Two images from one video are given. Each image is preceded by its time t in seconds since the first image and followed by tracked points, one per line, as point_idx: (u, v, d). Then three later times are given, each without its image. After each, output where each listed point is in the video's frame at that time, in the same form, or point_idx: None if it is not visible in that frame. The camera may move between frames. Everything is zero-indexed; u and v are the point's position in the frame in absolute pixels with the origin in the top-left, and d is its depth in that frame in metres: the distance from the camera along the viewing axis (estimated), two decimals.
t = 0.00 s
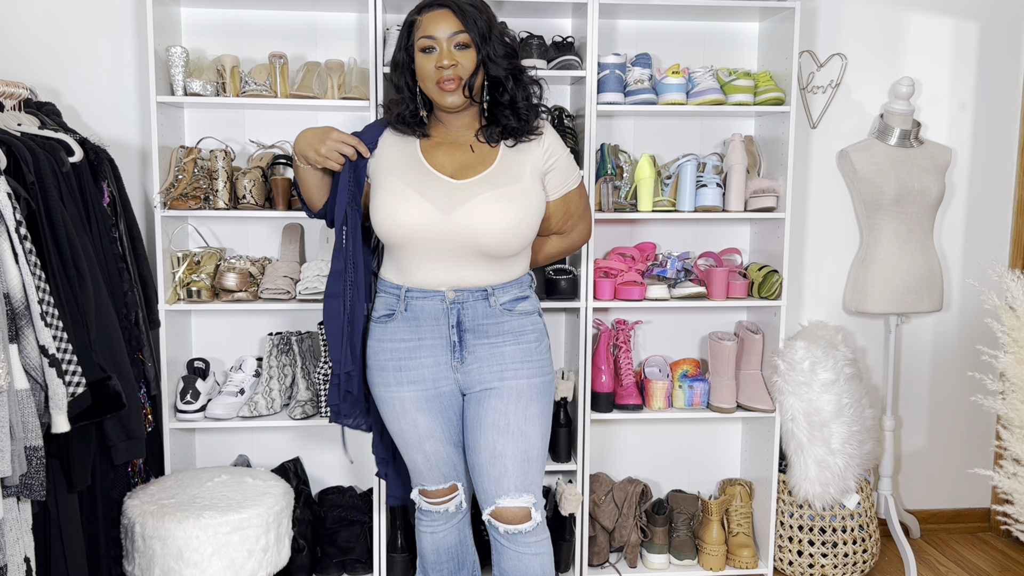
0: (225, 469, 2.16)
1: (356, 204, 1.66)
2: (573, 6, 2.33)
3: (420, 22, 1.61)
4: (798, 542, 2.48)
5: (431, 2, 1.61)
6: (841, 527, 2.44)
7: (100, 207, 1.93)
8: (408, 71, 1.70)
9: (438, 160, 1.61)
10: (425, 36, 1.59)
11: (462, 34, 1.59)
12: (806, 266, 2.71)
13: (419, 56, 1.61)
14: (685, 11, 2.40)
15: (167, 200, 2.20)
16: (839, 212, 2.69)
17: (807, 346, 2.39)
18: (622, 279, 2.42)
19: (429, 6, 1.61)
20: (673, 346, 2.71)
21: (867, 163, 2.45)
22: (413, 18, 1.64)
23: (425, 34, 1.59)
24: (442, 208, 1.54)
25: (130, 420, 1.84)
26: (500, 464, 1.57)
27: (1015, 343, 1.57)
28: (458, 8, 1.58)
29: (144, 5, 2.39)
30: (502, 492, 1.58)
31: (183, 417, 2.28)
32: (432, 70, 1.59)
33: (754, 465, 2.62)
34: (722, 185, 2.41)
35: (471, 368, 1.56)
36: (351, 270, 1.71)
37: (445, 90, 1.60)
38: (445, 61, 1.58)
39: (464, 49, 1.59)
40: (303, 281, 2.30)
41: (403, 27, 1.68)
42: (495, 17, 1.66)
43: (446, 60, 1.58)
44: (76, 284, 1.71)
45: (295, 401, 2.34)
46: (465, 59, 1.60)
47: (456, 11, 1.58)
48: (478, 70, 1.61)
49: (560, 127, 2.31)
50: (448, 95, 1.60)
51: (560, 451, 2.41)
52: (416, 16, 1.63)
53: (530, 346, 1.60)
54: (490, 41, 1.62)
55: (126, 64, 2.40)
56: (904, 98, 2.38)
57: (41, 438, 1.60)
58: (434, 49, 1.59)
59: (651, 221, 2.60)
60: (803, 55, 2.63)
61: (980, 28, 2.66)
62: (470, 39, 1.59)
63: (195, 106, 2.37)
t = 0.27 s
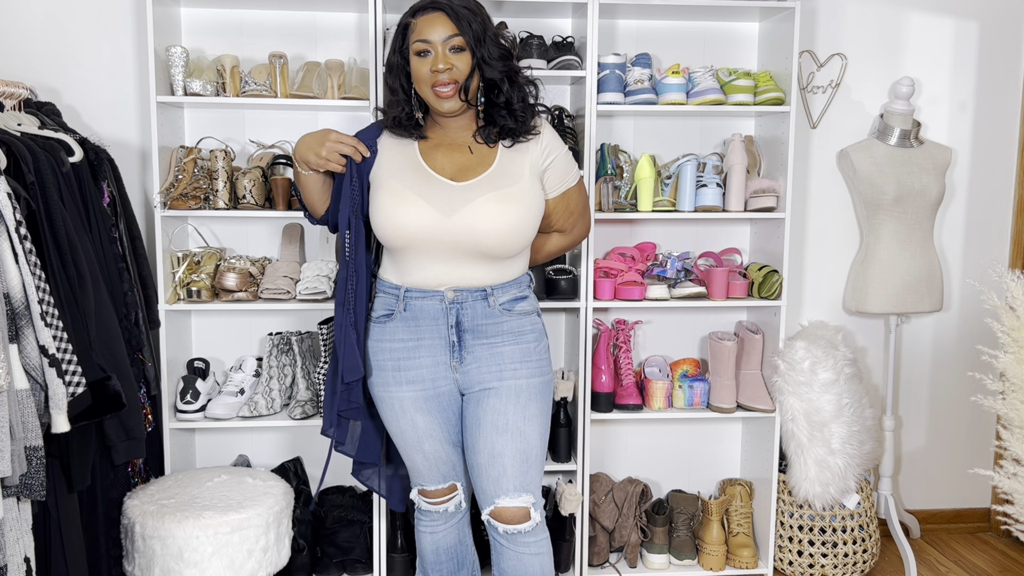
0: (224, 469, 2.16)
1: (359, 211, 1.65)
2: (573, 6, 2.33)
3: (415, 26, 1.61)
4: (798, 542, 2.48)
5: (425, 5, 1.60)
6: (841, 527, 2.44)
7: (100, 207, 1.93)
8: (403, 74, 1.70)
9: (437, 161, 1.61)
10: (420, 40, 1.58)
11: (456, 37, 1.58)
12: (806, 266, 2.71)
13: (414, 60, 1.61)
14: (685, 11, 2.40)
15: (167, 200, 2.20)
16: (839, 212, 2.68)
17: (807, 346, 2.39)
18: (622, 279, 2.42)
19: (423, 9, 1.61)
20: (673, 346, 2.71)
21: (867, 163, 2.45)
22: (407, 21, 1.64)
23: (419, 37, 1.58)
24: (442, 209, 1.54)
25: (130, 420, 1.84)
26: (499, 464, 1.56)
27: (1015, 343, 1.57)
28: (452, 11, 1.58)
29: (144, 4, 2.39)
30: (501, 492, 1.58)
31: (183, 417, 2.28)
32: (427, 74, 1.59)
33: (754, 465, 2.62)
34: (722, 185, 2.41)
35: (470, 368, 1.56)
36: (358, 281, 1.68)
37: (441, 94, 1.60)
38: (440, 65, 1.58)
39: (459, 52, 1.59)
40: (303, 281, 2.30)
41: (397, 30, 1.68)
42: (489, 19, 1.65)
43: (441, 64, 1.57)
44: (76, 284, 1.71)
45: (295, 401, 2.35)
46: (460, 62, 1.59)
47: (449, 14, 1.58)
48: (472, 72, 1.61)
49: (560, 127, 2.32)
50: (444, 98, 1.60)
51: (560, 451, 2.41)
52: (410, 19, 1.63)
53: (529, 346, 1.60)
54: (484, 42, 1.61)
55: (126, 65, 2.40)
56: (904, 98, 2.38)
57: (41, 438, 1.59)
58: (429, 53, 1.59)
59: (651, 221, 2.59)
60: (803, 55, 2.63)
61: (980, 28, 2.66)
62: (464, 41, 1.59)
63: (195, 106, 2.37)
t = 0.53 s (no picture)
0: (225, 469, 2.16)
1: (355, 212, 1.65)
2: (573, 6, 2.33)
3: (412, 24, 1.61)
4: (798, 542, 2.48)
5: (422, 4, 1.60)
6: (841, 527, 2.44)
7: (100, 207, 1.93)
8: (398, 72, 1.70)
9: (432, 162, 1.61)
10: (417, 39, 1.58)
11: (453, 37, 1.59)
12: (806, 266, 2.71)
13: (411, 58, 1.61)
14: (685, 11, 2.39)
15: (167, 200, 2.20)
16: (839, 212, 2.68)
17: (807, 346, 2.39)
18: (622, 279, 2.42)
19: (421, 8, 1.61)
20: (673, 346, 2.71)
21: (867, 163, 2.45)
22: (404, 20, 1.64)
23: (417, 36, 1.58)
24: (440, 211, 1.54)
25: (130, 420, 1.84)
26: (499, 464, 1.56)
27: (1015, 343, 1.57)
28: (450, 10, 1.58)
29: (144, 5, 2.39)
30: (501, 491, 1.58)
31: (183, 417, 2.28)
32: (424, 72, 1.59)
33: (754, 465, 2.62)
34: (722, 185, 2.41)
35: (470, 368, 1.56)
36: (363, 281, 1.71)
37: (438, 93, 1.59)
38: (437, 64, 1.57)
39: (456, 52, 1.59)
40: (303, 281, 2.30)
41: (394, 29, 1.68)
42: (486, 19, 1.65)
43: (439, 63, 1.57)
44: (76, 284, 1.71)
45: (295, 401, 2.35)
46: (458, 61, 1.59)
47: (448, 14, 1.58)
48: (469, 72, 1.61)
49: (560, 127, 2.32)
50: (441, 97, 1.60)
51: (560, 451, 2.41)
52: (407, 18, 1.63)
53: (529, 346, 1.60)
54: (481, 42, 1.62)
55: (126, 65, 2.40)
56: (904, 98, 2.38)
57: (41, 438, 1.60)
58: (426, 52, 1.59)
59: (651, 221, 2.59)
60: (803, 55, 2.63)
61: (980, 28, 2.66)
62: (462, 41, 1.59)
63: (195, 106, 2.37)
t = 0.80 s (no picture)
0: (225, 469, 2.16)
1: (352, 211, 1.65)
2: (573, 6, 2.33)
3: (413, 20, 1.61)
4: (798, 542, 2.48)
5: None
6: (841, 527, 2.44)
7: (100, 207, 1.93)
8: (396, 68, 1.69)
9: (427, 158, 1.60)
10: (418, 33, 1.59)
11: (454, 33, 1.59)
12: (806, 266, 2.71)
13: (411, 52, 1.61)
14: (685, 11, 2.40)
15: (167, 200, 2.20)
16: (839, 212, 2.68)
17: (807, 346, 2.39)
18: (622, 279, 2.41)
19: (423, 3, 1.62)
20: (673, 346, 2.71)
21: (867, 163, 2.45)
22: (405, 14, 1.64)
23: (417, 32, 1.59)
24: (436, 206, 1.53)
25: (130, 420, 1.84)
26: (498, 464, 1.56)
27: (1015, 343, 1.57)
28: (452, 7, 1.59)
29: (144, 5, 2.39)
30: (499, 492, 1.58)
31: (183, 417, 2.28)
32: (423, 67, 1.59)
33: (754, 465, 2.62)
34: (722, 185, 2.41)
35: (468, 369, 1.57)
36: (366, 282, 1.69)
37: (435, 88, 1.59)
38: (437, 59, 1.58)
39: (456, 48, 1.59)
40: (303, 281, 2.30)
41: (393, 24, 1.68)
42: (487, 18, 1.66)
43: (438, 59, 1.58)
44: (76, 284, 1.71)
45: (295, 401, 2.35)
46: (457, 58, 1.60)
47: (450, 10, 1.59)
48: (468, 68, 1.62)
49: (560, 127, 2.32)
50: (438, 93, 1.59)
51: (560, 450, 2.41)
52: (408, 13, 1.63)
53: (527, 346, 1.60)
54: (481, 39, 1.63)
55: (126, 64, 2.40)
56: (904, 98, 2.38)
57: (41, 438, 1.60)
58: (426, 47, 1.59)
59: (651, 221, 2.59)
60: (803, 55, 2.63)
61: (980, 28, 2.66)
62: (462, 38, 1.60)
63: (195, 106, 2.37)
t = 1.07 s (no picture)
0: (225, 469, 2.16)
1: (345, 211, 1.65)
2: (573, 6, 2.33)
3: (415, 18, 1.61)
4: (798, 542, 2.48)
5: None
6: (841, 527, 2.44)
7: (100, 207, 1.93)
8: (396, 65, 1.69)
9: (425, 156, 1.60)
10: (420, 34, 1.58)
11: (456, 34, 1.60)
12: (806, 266, 2.71)
13: (412, 52, 1.60)
14: (685, 11, 2.39)
15: (168, 200, 2.20)
16: (839, 212, 2.68)
17: (807, 346, 2.39)
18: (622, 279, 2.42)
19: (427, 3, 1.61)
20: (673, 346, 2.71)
21: (867, 163, 2.45)
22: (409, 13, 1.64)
23: (420, 30, 1.58)
24: (432, 203, 1.53)
25: (130, 420, 1.84)
26: (496, 465, 1.57)
27: (1015, 343, 1.57)
28: (454, 8, 1.59)
29: (144, 5, 2.39)
30: (498, 493, 1.58)
31: (183, 417, 2.28)
32: (423, 66, 1.59)
33: (754, 465, 2.62)
34: (722, 185, 2.41)
35: (466, 370, 1.57)
36: (358, 281, 1.74)
37: (434, 88, 1.59)
38: (438, 60, 1.58)
39: (458, 50, 1.59)
40: (303, 282, 2.30)
41: (396, 21, 1.67)
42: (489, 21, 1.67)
43: (439, 59, 1.58)
44: (76, 284, 1.71)
45: (295, 401, 2.35)
46: (457, 59, 1.60)
47: (453, 12, 1.59)
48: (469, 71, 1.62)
49: (560, 128, 2.32)
50: (436, 93, 1.59)
51: (560, 450, 2.41)
52: (411, 12, 1.63)
53: (524, 346, 1.60)
54: (483, 42, 1.63)
55: (126, 64, 2.40)
56: (904, 98, 2.38)
57: (40, 438, 1.60)
58: (427, 46, 1.59)
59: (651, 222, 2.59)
60: (803, 55, 2.63)
61: (980, 28, 2.66)
62: (464, 40, 1.60)
63: (195, 106, 2.37)
